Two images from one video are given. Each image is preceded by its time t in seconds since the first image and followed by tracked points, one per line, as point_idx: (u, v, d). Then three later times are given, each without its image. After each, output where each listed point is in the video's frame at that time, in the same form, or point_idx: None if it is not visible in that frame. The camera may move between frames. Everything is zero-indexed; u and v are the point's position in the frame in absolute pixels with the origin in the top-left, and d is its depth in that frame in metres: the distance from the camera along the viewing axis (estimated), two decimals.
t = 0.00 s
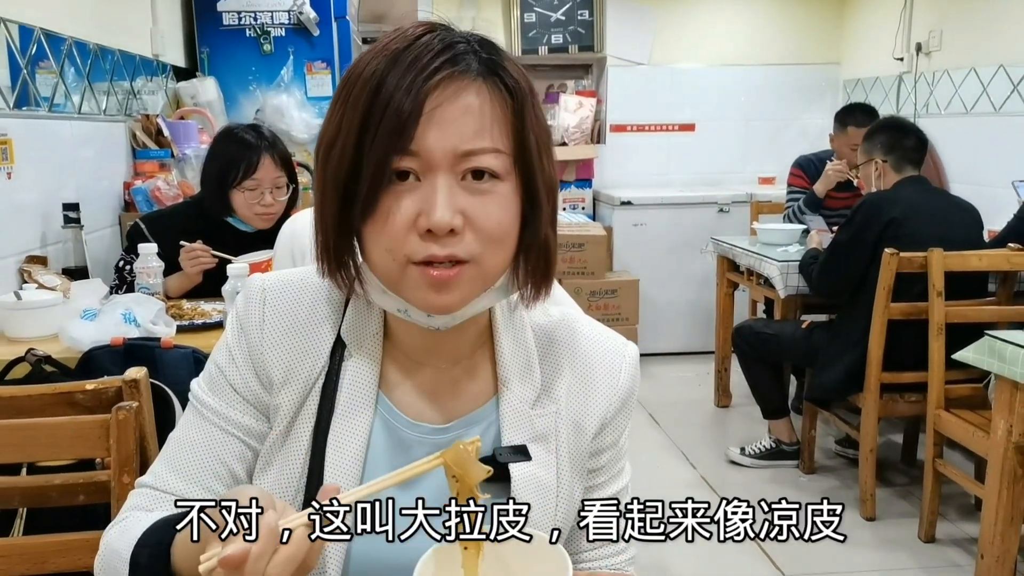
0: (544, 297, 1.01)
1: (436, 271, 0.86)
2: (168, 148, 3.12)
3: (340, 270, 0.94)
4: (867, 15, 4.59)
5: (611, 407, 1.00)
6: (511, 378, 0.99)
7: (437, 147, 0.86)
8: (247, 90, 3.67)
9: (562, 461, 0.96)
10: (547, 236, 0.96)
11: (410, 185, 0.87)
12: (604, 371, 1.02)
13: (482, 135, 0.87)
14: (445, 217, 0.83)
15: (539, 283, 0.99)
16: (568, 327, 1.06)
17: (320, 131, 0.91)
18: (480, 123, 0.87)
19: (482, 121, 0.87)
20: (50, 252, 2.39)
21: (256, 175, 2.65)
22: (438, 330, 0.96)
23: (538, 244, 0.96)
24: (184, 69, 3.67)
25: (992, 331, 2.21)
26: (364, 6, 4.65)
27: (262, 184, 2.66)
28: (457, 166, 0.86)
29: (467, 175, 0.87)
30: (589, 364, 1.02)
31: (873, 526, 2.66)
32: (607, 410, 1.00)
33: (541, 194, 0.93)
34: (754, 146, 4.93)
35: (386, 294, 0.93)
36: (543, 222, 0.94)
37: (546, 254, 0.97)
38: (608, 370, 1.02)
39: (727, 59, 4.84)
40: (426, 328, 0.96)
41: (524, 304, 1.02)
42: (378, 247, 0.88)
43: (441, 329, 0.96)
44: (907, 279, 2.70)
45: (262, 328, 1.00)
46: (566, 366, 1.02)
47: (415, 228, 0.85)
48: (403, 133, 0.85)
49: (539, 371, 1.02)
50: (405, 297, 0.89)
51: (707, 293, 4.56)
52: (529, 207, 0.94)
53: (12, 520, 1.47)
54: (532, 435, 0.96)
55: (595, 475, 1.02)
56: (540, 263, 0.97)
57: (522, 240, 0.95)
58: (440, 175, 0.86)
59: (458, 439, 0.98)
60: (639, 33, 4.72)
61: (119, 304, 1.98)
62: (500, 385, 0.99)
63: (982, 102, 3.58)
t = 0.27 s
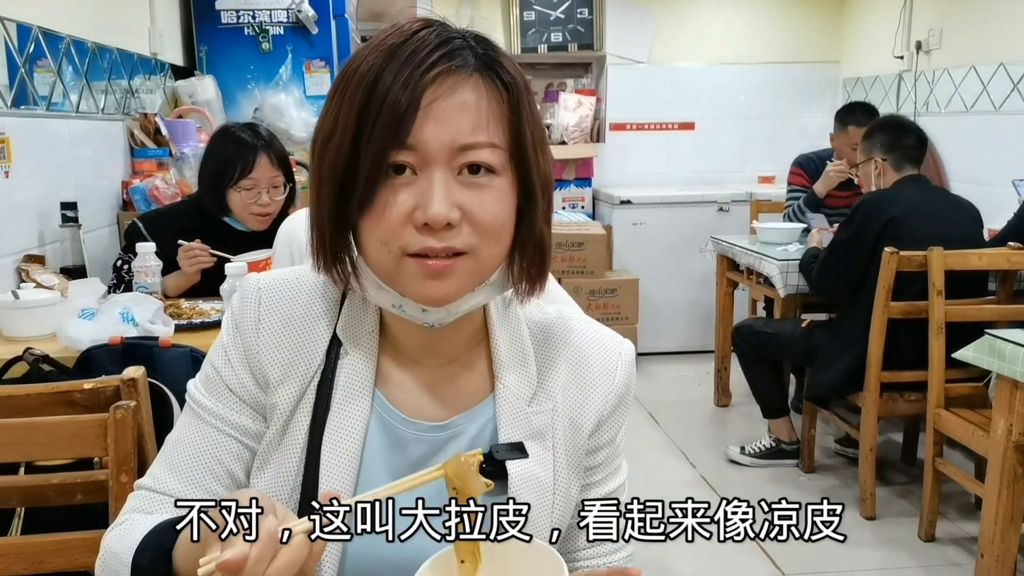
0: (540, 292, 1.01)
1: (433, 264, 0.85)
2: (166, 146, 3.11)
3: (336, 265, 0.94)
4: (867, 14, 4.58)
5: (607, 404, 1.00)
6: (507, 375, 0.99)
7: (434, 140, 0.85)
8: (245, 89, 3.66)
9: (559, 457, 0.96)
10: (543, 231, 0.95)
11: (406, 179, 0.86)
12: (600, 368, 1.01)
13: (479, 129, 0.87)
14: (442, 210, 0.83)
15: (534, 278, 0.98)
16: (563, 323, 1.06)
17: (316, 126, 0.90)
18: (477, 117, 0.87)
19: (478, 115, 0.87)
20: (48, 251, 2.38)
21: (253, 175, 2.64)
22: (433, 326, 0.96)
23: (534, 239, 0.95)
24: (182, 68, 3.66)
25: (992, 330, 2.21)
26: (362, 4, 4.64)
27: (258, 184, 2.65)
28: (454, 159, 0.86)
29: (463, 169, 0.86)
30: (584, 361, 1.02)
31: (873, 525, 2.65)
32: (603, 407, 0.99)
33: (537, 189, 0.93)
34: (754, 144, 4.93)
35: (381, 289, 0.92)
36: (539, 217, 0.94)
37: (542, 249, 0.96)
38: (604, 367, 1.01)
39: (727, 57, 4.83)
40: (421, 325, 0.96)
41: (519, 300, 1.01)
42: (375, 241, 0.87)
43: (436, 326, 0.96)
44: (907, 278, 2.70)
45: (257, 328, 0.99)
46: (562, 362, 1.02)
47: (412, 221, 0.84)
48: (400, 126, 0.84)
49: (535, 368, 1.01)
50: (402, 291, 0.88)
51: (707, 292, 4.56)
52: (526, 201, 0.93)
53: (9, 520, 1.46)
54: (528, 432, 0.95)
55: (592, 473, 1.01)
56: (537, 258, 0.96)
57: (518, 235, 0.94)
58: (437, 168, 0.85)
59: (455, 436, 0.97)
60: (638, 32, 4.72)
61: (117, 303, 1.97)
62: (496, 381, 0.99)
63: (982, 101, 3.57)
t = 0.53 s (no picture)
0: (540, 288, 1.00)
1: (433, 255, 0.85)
2: (166, 146, 3.11)
3: (337, 259, 0.94)
4: (866, 13, 4.59)
5: (605, 401, 1.00)
6: (504, 372, 0.99)
7: (435, 132, 0.85)
8: (244, 88, 3.66)
9: (556, 454, 0.96)
10: (542, 228, 0.95)
11: (407, 171, 0.86)
12: (598, 364, 1.01)
13: (480, 123, 0.87)
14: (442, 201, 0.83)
15: (533, 275, 0.98)
16: (561, 320, 1.06)
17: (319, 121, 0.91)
18: (477, 111, 0.87)
19: (479, 109, 0.87)
20: (48, 251, 2.39)
21: (252, 175, 2.64)
22: (430, 322, 0.96)
23: (533, 235, 0.95)
24: (182, 68, 3.66)
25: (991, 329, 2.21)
26: (362, 4, 4.64)
27: (257, 184, 2.66)
28: (454, 151, 0.86)
29: (464, 161, 0.86)
30: (582, 357, 1.02)
31: (872, 524, 2.66)
32: (601, 405, 1.00)
33: (536, 185, 0.93)
34: (754, 144, 4.93)
35: (381, 284, 0.92)
36: (538, 214, 0.94)
37: (540, 246, 0.96)
38: (601, 364, 1.02)
39: (727, 57, 4.83)
40: (419, 321, 0.96)
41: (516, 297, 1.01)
42: (374, 233, 0.87)
43: (432, 322, 0.96)
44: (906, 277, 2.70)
45: (256, 327, 1.00)
46: (559, 359, 1.02)
47: (412, 212, 0.84)
48: (401, 118, 0.85)
49: (532, 364, 1.01)
50: (401, 284, 0.88)
51: (706, 291, 4.56)
52: (524, 199, 0.93)
53: (10, 519, 1.47)
54: (525, 429, 0.96)
55: (589, 469, 1.02)
56: (536, 254, 0.97)
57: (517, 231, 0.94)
58: (437, 160, 0.86)
59: (453, 434, 0.97)
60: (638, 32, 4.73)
61: (117, 303, 1.98)
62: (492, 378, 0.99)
63: (981, 100, 3.57)
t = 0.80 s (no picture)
0: (536, 290, 0.99)
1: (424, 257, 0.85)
2: (165, 146, 3.10)
3: (333, 258, 0.93)
4: (866, 13, 4.58)
5: (605, 399, 0.99)
6: (504, 370, 0.99)
7: (429, 133, 0.85)
8: (243, 88, 3.65)
9: (556, 451, 0.96)
10: (539, 230, 0.95)
11: (401, 172, 0.86)
12: (598, 363, 1.01)
13: (474, 124, 0.87)
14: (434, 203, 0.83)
15: (531, 277, 0.97)
16: (561, 319, 1.06)
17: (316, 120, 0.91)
18: (472, 112, 0.87)
19: (474, 110, 0.87)
20: (47, 251, 2.38)
21: (251, 174, 2.64)
22: (429, 321, 0.95)
23: (530, 237, 0.94)
24: (181, 67, 3.65)
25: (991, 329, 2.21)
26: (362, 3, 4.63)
27: (257, 183, 2.65)
28: (448, 152, 0.86)
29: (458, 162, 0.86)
30: (582, 356, 1.02)
31: (872, 524, 2.66)
32: (602, 403, 0.99)
33: (533, 187, 0.92)
34: (754, 143, 4.93)
35: (376, 284, 0.92)
36: (534, 216, 0.93)
37: (537, 247, 0.95)
38: (602, 363, 1.01)
39: (727, 57, 4.83)
40: (417, 319, 0.96)
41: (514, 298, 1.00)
42: (367, 234, 0.87)
43: (432, 321, 0.96)
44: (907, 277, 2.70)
45: (258, 324, 0.99)
46: (559, 357, 1.02)
47: (404, 214, 0.84)
48: (395, 119, 0.85)
49: (533, 363, 1.01)
50: (394, 285, 0.88)
51: (706, 291, 4.56)
52: (522, 200, 0.92)
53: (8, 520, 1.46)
54: (526, 427, 0.96)
55: (589, 467, 1.01)
56: (534, 256, 0.96)
57: (514, 232, 0.94)
58: (431, 162, 0.85)
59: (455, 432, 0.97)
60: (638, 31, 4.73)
61: (116, 303, 1.97)
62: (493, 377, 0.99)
63: (981, 100, 3.57)
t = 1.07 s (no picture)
0: (539, 290, 0.99)
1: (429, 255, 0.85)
2: (164, 145, 3.10)
3: (337, 255, 0.93)
4: (865, 11, 4.58)
5: (605, 397, 0.99)
6: (504, 369, 0.99)
7: (436, 132, 0.85)
8: (242, 87, 3.65)
9: (556, 450, 0.95)
10: (543, 230, 0.95)
11: (407, 171, 0.86)
12: (598, 361, 1.01)
13: (481, 123, 0.87)
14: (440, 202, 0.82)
15: (533, 276, 0.97)
16: (562, 317, 1.05)
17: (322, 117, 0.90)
18: (480, 112, 0.86)
19: (481, 110, 0.87)
20: (46, 250, 2.38)
21: (248, 173, 2.65)
22: (430, 319, 0.95)
23: (533, 238, 0.94)
24: (180, 66, 3.65)
25: (990, 328, 2.21)
26: (361, 3, 4.63)
27: (254, 182, 2.66)
28: (454, 152, 0.85)
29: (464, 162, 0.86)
30: (582, 354, 1.01)
31: (872, 523, 2.65)
32: (602, 401, 0.99)
33: (537, 187, 0.92)
34: (753, 142, 4.93)
35: (380, 282, 0.91)
36: (539, 216, 0.93)
37: (540, 247, 0.95)
38: (602, 360, 1.01)
39: (726, 56, 4.83)
40: (416, 317, 0.95)
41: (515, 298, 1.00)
42: (372, 231, 0.87)
43: (433, 320, 0.95)
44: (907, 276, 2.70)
45: (258, 321, 0.99)
46: (559, 355, 1.01)
47: (410, 213, 0.84)
48: (402, 117, 0.84)
49: (532, 361, 1.01)
50: (398, 283, 0.88)
51: (706, 290, 4.56)
52: (525, 200, 0.92)
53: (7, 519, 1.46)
54: (525, 426, 0.96)
55: (589, 465, 1.01)
56: (538, 255, 0.96)
57: (517, 232, 0.94)
58: (437, 161, 0.85)
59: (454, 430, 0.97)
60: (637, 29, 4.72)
61: (115, 302, 1.97)
62: (493, 375, 0.99)
63: (981, 99, 3.57)
